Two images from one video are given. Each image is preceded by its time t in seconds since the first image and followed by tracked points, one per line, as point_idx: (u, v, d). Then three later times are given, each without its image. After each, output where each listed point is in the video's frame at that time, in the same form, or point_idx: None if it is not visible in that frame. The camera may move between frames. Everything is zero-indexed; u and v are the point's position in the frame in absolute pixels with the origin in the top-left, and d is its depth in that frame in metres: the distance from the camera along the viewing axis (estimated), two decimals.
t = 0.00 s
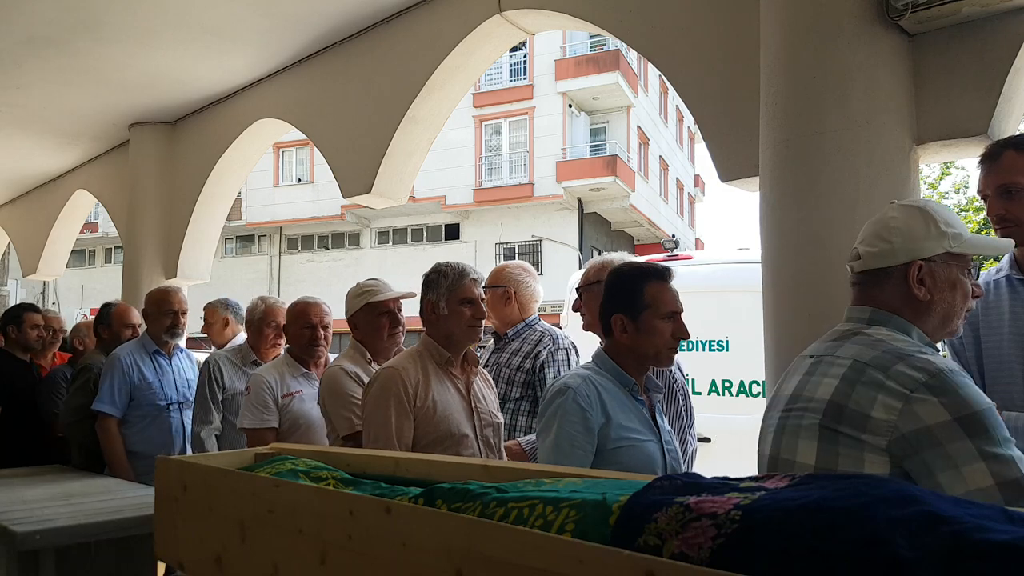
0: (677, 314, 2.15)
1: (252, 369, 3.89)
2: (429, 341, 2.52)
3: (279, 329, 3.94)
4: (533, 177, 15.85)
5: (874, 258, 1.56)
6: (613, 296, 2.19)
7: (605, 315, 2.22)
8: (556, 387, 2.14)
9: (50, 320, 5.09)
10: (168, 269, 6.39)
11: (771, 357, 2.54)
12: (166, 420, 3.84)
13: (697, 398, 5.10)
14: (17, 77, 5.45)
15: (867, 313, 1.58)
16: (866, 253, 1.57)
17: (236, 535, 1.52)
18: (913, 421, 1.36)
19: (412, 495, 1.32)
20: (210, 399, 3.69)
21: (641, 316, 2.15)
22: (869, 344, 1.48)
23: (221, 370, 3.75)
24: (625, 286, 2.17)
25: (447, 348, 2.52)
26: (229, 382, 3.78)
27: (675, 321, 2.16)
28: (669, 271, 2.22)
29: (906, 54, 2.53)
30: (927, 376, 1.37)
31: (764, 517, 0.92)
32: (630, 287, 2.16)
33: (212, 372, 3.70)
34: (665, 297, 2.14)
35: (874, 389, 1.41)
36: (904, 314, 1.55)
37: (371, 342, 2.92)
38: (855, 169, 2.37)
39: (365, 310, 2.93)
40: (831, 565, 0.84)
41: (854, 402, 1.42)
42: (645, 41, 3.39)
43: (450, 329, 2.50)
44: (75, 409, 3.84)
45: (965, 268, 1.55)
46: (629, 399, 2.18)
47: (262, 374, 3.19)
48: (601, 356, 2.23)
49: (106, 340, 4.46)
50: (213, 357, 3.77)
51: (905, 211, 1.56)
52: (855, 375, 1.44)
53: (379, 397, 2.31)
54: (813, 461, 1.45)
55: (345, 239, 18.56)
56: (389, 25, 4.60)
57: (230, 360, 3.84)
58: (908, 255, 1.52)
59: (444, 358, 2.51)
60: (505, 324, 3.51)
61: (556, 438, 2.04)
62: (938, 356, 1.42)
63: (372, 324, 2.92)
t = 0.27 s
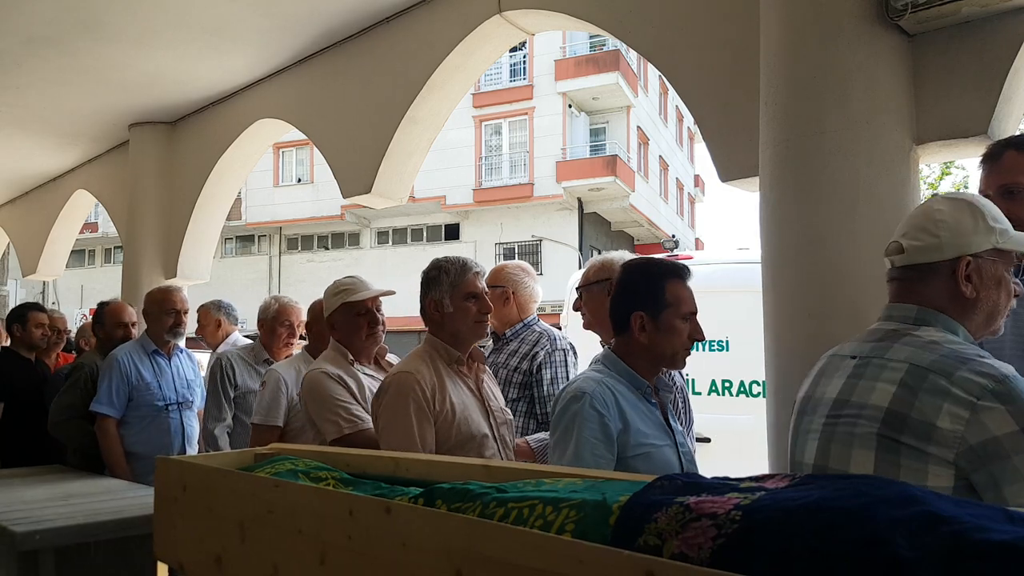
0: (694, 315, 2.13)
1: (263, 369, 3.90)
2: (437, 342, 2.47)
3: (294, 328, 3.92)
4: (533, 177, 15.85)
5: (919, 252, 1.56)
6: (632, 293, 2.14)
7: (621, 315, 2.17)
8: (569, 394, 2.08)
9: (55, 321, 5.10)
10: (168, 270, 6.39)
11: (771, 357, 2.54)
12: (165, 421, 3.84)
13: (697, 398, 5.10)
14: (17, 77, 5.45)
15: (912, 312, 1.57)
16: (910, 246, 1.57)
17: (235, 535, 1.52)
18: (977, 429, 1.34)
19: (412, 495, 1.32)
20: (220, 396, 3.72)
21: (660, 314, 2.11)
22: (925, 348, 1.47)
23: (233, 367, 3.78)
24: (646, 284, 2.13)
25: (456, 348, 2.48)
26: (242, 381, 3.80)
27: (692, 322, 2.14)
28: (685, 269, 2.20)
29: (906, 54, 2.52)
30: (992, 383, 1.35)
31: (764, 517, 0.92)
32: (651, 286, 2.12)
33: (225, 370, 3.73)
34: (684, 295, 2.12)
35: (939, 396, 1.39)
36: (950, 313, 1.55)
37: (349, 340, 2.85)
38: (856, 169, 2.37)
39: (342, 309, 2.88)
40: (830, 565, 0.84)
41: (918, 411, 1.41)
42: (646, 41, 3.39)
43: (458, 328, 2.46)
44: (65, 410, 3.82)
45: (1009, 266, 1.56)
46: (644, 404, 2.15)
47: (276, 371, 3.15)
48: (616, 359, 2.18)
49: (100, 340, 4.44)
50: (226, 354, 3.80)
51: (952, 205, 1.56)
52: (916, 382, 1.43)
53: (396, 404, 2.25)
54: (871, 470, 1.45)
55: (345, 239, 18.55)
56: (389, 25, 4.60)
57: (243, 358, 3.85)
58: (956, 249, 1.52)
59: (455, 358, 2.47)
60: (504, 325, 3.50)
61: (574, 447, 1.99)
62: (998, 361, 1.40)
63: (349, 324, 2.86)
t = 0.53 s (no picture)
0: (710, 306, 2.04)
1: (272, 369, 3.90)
2: (443, 340, 2.44)
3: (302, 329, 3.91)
4: (533, 177, 15.85)
5: (981, 239, 1.58)
6: (651, 286, 2.00)
7: (639, 309, 2.03)
8: (611, 388, 1.88)
9: (61, 321, 5.12)
10: (168, 269, 6.39)
11: (771, 357, 2.54)
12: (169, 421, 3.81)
13: (697, 398, 5.10)
14: (17, 77, 5.45)
15: (980, 308, 1.60)
16: (971, 233, 1.59)
17: (235, 536, 1.52)
18: None
19: (412, 495, 1.31)
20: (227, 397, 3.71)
21: (682, 309, 2.00)
22: (1000, 353, 1.50)
23: (239, 366, 3.79)
24: (666, 276, 2.00)
25: (461, 346, 2.46)
26: (248, 382, 3.79)
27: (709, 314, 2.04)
28: (698, 257, 2.07)
29: (906, 54, 2.52)
30: None
31: (765, 517, 0.92)
32: (670, 277, 1.99)
33: (231, 370, 3.74)
34: (702, 286, 2.01)
35: None
36: (1013, 305, 1.59)
37: (331, 344, 2.81)
38: (857, 168, 2.37)
39: (323, 312, 2.85)
40: (831, 565, 0.84)
41: (1008, 424, 1.44)
42: (646, 41, 3.38)
43: (464, 326, 2.44)
44: (61, 409, 3.85)
45: None
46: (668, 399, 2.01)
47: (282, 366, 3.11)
48: (635, 354, 2.02)
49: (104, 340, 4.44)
50: (231, 355, 3.80)
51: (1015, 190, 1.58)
52: (1000, 392, 1.46)
53: (403, 405, 2.21)
54: (958, 489, 1.47)
55: (345, 239, 18.55)
56: (389, 25, 4.60)
57: (248, 358, 3.84)
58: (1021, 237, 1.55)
59: (461, 356, 2.44)
60: (502, 325, 3.50)
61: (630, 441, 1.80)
62: None
63: (332, 327, 2.84)
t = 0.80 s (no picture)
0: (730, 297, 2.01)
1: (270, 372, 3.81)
2: (441, 340, 2.43)
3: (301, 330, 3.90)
4: (533, 177, 15.85)
5: None
6: (664, 286, 1.97)
7: (659, 311, 1.98)
8: (660, 395, 1.79)
9: (69, 321, 5.12)
10: (168, 269, 6.40)
11: (771, 357, 2.54)
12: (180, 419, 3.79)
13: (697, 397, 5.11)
14: (17, 77, 5.45)
15: None
16: None
17: (235, 535, 1.52)
18: None
19: (412, 495, 1.32)
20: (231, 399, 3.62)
21: (703, 304, 1.97)
22: None
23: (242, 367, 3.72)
24: (682, 274, 1.96)
25: (460, 346, 2.44)
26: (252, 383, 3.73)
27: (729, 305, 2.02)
28: (705, 248, 2.05)
29: (907, 54, 2.52)
30: None
31: (764, 517, 0.92)
32: (687, 274, 1.96)
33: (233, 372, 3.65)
34: (718, 279, 1.99)
35: None
36: None
37: (325, 345, 2.80)
38: (857, 168, 2.37)
39: (318, 313, 2.82)
40: (831, 565, 0.84)
41: None
42: (645, 41, 3.38)
43: (464, 325, 2.43)
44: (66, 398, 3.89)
45: None
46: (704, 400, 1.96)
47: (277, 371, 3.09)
48: (664, 355, 1.97)
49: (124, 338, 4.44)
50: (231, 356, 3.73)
51: None
52: None
53: (398, 410, 2.20)
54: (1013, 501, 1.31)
55: (345, 239, 18.56)
56: (389, 25, 4.60)
57: (250, 360, 3.77)
58: None
59: (459, 357, 2.42)
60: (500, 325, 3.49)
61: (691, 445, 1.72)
62: None
63: (327, 330, 2.81)
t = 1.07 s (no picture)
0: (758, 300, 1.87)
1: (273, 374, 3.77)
2: (445, 339, 2.40)
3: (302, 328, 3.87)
4: (533, 177, 15.85)
5: None
6: (690, 286, 1.84)
7: (682, 312, 1.85)
8: (696, 405, 1.66)
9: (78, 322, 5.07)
10: (168, 269, 6.39)
11: (771, 357, 2.54)
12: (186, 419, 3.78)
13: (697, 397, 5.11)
14: (17, 77, 5.45)
15: None
16: None
17: (236, 536, 1.52)
18: None
19: (412, 495, 1.32)
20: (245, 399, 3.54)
21: (730, 306, 1.83)
22: None
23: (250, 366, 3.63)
24: (707, 273, 1.83)
25: (465, 348, 2.40)
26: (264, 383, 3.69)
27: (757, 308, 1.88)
28: (732, 247, 1.91)
29: (907, 54, 2.52)
30: None
31: (764, 517, 0.91)
32: (713, 273, 1.83)
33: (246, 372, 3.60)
34: (744, 279, 1.86)
35: None
36: None
37: (343, 345, 2.73)
38: (857, 168, 2.37)
39: (337, 311, 2.75)
40: (830, 565, 0.84)
41: None
42: (645, 41, 3.38)
43: (472, 327, 2.38)
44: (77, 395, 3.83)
45: None
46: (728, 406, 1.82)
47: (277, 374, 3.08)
48: (690, 358, 1.83)
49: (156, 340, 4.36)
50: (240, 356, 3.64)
51: None
52: None
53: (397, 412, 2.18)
54: None
55: (345, 239, 18.55)
56: (389, 25, 4.60)
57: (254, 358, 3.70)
58: None
59: (463, 358, 2.38)
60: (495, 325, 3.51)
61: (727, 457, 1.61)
62: None
63: (346, 330, 2.73)
